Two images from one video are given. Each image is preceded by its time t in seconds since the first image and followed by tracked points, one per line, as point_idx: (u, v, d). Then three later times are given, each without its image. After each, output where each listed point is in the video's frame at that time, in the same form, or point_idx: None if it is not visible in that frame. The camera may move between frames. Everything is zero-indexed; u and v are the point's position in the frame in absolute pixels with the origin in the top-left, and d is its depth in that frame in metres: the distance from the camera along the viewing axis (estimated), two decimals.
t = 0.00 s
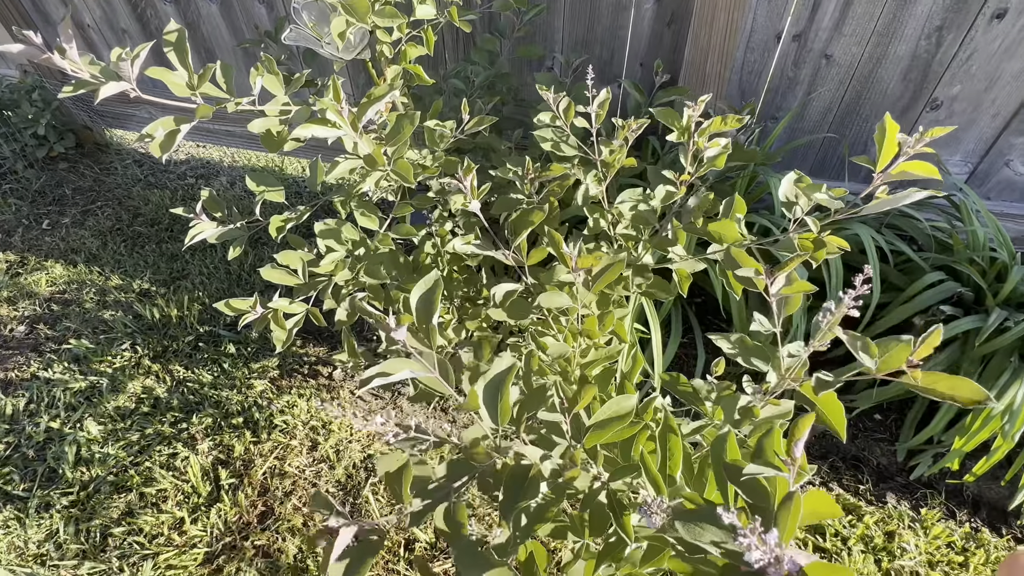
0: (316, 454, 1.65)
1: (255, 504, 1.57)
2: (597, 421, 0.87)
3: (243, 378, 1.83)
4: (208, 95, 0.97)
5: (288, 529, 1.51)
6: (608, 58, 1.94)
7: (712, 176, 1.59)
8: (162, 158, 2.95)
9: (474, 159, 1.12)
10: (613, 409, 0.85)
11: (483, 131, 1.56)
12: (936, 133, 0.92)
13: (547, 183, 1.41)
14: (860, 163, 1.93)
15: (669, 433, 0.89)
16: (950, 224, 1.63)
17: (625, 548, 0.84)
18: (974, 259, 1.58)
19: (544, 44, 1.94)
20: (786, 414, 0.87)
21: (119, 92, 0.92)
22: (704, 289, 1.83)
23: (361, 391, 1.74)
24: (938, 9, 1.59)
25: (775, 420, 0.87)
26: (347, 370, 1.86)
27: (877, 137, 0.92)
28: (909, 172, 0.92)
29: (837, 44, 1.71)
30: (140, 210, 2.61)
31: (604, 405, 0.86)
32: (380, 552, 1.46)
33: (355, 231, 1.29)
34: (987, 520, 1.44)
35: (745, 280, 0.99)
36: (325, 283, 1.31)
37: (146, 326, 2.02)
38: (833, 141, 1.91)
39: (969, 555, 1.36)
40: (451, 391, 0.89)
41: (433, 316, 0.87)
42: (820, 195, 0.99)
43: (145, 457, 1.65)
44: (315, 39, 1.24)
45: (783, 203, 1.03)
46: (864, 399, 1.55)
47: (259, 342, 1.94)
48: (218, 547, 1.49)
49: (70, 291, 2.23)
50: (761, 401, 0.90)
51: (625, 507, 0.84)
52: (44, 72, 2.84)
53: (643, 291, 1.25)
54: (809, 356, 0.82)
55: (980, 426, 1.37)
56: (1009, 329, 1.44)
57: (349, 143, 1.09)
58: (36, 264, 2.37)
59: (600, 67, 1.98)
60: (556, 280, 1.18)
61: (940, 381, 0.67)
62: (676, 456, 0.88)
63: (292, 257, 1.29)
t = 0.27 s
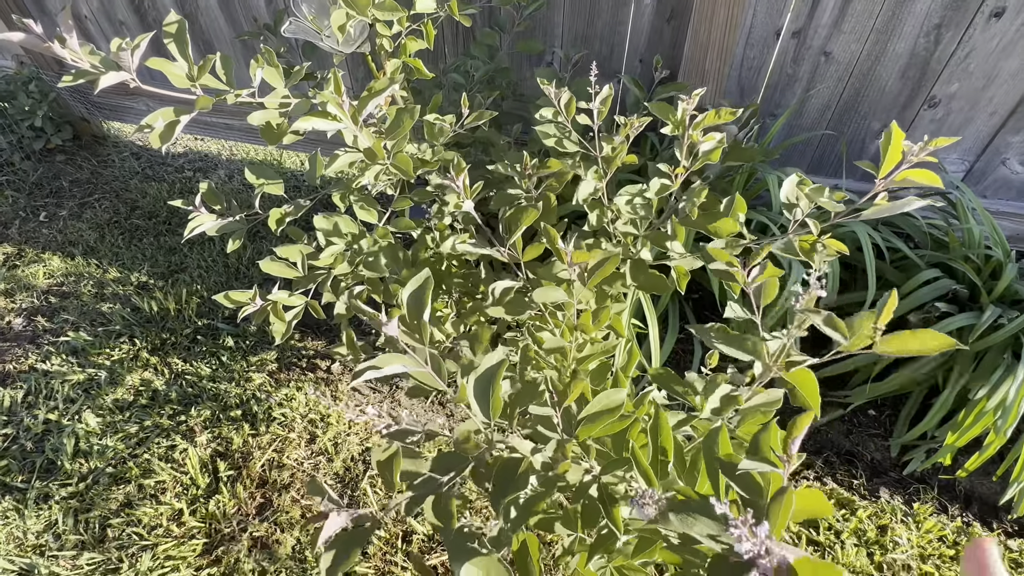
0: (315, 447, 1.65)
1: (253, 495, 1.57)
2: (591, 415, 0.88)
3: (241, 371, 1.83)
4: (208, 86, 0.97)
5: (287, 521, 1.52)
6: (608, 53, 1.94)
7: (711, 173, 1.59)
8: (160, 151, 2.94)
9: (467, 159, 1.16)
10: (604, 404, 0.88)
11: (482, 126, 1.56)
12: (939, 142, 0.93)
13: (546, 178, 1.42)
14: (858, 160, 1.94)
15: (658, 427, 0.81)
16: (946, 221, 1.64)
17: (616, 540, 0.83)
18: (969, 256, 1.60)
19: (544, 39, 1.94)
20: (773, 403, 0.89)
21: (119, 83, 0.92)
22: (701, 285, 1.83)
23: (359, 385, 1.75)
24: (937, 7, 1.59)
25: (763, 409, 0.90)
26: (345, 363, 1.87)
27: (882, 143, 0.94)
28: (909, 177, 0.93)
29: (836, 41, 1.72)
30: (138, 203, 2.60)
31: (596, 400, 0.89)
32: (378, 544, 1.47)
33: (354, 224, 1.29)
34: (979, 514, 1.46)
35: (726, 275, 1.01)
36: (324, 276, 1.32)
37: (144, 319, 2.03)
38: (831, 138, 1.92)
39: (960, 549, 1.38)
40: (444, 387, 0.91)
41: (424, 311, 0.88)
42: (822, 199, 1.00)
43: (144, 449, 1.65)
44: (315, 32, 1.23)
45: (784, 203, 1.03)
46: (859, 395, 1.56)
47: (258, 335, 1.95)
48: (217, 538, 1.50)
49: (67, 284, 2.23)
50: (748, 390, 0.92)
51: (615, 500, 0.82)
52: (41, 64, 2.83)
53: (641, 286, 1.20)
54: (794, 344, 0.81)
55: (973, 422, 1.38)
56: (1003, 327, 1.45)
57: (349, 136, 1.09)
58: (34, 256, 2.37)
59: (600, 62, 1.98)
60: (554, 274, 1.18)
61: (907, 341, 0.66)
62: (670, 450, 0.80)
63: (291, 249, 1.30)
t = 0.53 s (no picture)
0: (311, 441, 1.65)
1: (249, 489, 1.57)
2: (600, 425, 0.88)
3: (237, 364, 1.83)
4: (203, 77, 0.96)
5: (283, 514, 1.52)
6: (607, 48, 1.93)
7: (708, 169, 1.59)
8: (157, 144, 2.93)
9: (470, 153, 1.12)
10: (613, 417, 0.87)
11: (480, 120, 1.55)
12: (931, 139, 0.92)
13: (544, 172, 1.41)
14: (856, 157, 1.94)
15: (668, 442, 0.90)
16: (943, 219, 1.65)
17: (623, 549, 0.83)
18: (965, 254, 1.60)
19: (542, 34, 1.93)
20: (778, 415, 0.90)
21: (113, 73, 0.91)
22: (699, 281, 1.83)
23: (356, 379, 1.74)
24: (935, 4, 1.59)
25: (769, 422, 0.91)
26: (342, 358, 1.87)
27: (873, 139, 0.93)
28: (901, 180, 0.93)
29: (835, 37, 1.71)
30: (134, 196, 2.59)
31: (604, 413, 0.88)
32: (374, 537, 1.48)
33: (351, 218, 1.29)
34: (972, 510, 1.46)
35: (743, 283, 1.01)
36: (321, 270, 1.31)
37: (140, 312, 2.02)
38: (829, 135, 1.91)
39: (953, 544, 1.39)
40: (455, 390, 0.91)
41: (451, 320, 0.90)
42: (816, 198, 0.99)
43: (139, 443, 1.65)
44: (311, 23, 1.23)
45: (778, 200, 1.02)
46: (854, 392, 1.56)
47: (254, 329, 1.94)
48: (213, 531, 1.50)
49: (63, 277, 2.22)
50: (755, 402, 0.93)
51: (626, 514, 0.81)
52: (35, 55, 2.81)
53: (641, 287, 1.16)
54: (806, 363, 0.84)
55: (967, 418, 1.39)
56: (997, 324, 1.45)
57: (345, 128, 1.09)
58: (29, 249, 2.35)
59: (598, 58, 1.97)
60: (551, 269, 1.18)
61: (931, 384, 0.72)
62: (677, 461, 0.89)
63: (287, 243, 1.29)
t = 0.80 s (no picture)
0: (308, 438, 1.66)
1: (246, 485, 1.58)
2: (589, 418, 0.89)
3: (235, 360, 1.83)
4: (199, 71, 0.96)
5: (280, 510, 1.53)
6: (606, 46, 1.93)
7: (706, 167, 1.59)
8: (154, 140, 2.92)
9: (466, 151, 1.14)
10: (603, 410, 0.88)
11: (478, 117, 1.55)
12: (934, 141, 0.93)
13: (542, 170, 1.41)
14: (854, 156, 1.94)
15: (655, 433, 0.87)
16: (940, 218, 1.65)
17: (611, 541, 0.84)
18: (962, 253, 1.60)
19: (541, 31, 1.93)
20: (769, 409, 0.91)
21: (109, 67, 0.91)
22: (696, 280, 1.84)
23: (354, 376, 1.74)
24: (935, 3, 1.59)
25: (757, 416, 0.91)
26: (340, 355, 1.87)
27: (877, 141, 0.94)
28: (903, 178, 0.93)
29: (834, 36, 1.72)
30: (132, 192, 2.58)
31: (594, 406, 0.89)
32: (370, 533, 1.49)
33: (348, 214, 1.28)
34: (967, 509, 1.47)
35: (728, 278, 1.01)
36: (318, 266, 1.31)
37: (137, 308, 2.02)
38: (827, 135, 1.92)
39: (947, 542, 1.40)
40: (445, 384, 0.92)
41: (432, 311, 0.89)
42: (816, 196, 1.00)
43: (136, 439, 1.65)
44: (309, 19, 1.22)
45: (778, 200, 1.02)
46: (850, 391, 1.57)
47: (252, 326, 1.94)
48: (210, 527, 1.50)
49: (60, 272, 2.21)
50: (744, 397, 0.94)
51: (614, 507, 0.84)
52: (32, 49, 2.79)
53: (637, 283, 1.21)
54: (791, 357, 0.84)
55: (962, 417, 1.39)
56: (993, 324, 1.46)
57: (343, 125, 1.09)
58: (26, 244, 2.35)
59: (597, 55, 1.97)
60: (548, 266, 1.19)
61: (911, 371, 0.69)
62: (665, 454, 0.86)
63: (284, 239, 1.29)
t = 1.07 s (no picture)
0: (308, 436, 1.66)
1: (246, 483, 1.58)
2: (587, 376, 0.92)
3: (235, 358, 1.83)
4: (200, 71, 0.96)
5: (279, 508, 1.53)
6: (606, 44, 1.93)
7: (707, 165, 1.59)
8: (154, 137, 2.92)
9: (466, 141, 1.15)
10: (600, 366, 0.91)
11: (479, 115, 1.55)
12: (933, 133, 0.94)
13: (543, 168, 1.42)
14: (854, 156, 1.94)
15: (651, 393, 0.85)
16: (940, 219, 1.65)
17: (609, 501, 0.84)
18: (962, 254, 1.60)
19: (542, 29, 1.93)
20: (765, 377, 0.90)
21: (111, 67, 0.91)
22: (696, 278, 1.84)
23: (353, 374, 1.75)
24: (936, 4, 1.59)
25: (756, 383, 0.91)
26: (340, 353, 1.87)
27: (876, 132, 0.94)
28: (901, 170, 0.92)
29: (836, 36, 1.71)
30: (132, 190, 2.58)
31: (589, 364, 0.92)
32: (370, 531, 1.49)
33: (349, 213, 1.28)
34: (964, 509, 1.48)
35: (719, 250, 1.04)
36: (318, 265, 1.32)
37: (137, 306, 2.02)
38: (828, 135, 1.91)
39: (944, 542, 1.41)
40: (445, 331, 0.91)
41: (434, 257, 0.88)
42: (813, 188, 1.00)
43: (136, 437, 1.65)
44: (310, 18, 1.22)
45: (775, 191, 1.03)
46: (850, 390, 1.57)
47: (252, 324, 1.94)
48: (210, 525, 1.50)
49: (60, 270, 2.21)
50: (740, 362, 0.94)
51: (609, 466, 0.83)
52: (32, 46, 2.79)
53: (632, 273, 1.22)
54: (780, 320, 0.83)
55: (961, 417, 1.40)
56: (993, 325, 1.46)
57: (344, 125, 1.08)
58: (26, 242, 2.35)
59: (598, 54, 1.97)
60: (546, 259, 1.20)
61: (887, 304, 0.68)
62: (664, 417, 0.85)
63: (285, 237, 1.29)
